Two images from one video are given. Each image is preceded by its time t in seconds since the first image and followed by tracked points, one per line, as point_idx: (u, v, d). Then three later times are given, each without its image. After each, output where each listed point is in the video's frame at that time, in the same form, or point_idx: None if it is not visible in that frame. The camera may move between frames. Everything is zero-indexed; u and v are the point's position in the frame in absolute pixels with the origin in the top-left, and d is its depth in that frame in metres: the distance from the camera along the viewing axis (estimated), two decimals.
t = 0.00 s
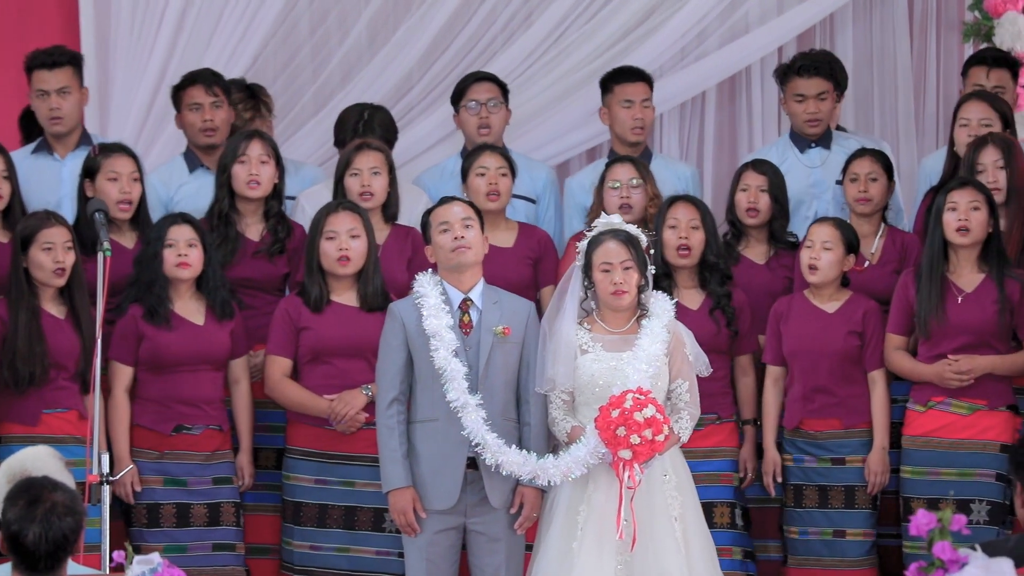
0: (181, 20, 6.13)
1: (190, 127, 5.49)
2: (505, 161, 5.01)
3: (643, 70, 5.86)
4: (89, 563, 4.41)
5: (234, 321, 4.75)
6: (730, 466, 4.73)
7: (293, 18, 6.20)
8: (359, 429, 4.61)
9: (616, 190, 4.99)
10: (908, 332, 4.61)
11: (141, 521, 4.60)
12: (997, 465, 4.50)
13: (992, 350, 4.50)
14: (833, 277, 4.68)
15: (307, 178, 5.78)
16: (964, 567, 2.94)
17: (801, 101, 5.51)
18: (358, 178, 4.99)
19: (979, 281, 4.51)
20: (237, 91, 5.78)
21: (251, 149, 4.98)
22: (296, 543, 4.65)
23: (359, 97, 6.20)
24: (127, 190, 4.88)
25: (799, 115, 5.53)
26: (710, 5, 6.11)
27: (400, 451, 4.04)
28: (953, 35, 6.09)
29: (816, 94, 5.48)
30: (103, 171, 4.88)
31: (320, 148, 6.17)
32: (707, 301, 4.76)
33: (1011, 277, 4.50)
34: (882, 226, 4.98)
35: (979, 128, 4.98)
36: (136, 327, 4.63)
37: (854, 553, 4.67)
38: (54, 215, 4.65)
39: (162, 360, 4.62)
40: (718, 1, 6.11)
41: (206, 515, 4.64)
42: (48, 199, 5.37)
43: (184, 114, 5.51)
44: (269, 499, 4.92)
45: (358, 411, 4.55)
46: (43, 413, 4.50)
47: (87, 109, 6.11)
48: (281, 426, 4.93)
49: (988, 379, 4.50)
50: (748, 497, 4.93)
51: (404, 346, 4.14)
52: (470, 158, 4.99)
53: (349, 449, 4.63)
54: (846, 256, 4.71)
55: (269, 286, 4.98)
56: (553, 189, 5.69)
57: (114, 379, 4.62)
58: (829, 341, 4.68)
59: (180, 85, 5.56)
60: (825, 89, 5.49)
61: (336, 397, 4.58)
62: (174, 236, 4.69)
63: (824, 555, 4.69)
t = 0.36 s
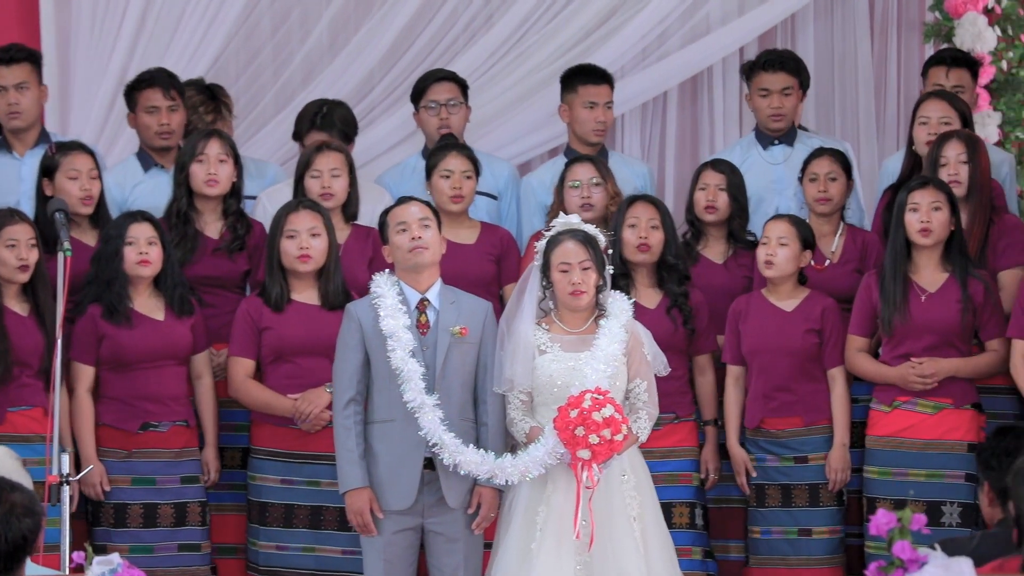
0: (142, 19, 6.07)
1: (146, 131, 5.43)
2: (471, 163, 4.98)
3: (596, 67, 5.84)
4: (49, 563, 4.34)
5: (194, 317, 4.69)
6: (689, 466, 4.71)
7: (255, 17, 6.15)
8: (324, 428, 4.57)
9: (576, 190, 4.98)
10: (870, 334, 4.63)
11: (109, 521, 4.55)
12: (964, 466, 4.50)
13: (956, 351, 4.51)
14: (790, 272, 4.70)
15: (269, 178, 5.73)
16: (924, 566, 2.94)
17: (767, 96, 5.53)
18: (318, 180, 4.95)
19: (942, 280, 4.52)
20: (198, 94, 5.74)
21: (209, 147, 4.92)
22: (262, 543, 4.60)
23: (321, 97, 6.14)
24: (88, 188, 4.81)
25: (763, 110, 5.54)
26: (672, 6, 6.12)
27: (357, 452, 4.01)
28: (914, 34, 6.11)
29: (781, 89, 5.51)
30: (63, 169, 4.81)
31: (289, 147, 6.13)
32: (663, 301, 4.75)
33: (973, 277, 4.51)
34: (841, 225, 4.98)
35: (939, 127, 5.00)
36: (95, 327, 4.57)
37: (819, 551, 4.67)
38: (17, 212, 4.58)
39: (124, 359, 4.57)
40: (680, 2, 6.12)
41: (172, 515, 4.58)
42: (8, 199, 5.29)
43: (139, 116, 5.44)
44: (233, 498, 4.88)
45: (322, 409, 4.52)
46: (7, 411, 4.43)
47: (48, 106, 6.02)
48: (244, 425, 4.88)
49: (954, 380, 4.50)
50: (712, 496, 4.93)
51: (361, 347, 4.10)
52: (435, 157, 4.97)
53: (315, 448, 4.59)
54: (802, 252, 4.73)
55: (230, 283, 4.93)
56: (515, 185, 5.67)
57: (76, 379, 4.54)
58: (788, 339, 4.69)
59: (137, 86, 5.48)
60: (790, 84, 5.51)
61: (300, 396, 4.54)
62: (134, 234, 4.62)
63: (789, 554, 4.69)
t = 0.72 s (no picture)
0: (120, 17, 6.04)
1: (133, 125, 5.42)
2: (451, 159, 4.97)
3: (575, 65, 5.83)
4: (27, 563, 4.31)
5: (176, 315, 4.66)
6: (669, 462, 4.72)
7: (233, 16, 6.12)
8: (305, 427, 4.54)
9: (557, 188, 4.97)
10: (849, 330, 4.63)
11: (87, 520, 4.54)
12: (950, 462, 4.51)
13: (935, 345, 4.52)
14: (768, 269, 4.70)
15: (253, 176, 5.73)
16: (903, 565, 2.94)
17: (748, 98, 5.53)
18: (299, 176, 4.93)
19: (920, 277, 4.53)
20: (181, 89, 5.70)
21: (185, 144, 4.90)
22: (245, 542, 4.58)
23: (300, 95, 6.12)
24: (68, 185, 4.78)
25: (744, 112, 5.55)
26: (649, 5, 6.12)
27: (333, 452, 4.00)
28: (890, 33, 6.13)
29: (762, 90, 5.51)
30: (42, 167, 4.78)
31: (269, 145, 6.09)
32: (642, 299, 4.75)
33: (952, 274, 4.53)
34: (825, 225, 4.99)
35: (919, 124, 5.01)
36: (74, 324, 4.57)
37: (799, 550, 4.68)
38: None
39: (103, 357, 4.54)
40: (656, 2, 6.12)
41: (150, 513, 4.55)
42: None
43: (127, 112, 5.43)
44: (218, 497, 4.84)
45: (303, 407, 4.48)
46: None
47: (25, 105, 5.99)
48: (228, 423, 4.85)
49: (932, 372, 4.51)
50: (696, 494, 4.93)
51: (337, 347, 4.09)
52: (415, 156, 4.95)
53: (297, 447, 4.56)
54: (781, 250, 4.73)
55: (210, 282, 4.90)
56: (496, 183, 5.68)
57: (58, 375, 4.57)
58: (768, 337, 4.69)
59: (127, 81, 5.48)
60: (771, 85, 5.52)
61: (281, 395, 4.51)
62: (118, 230, 4.60)
63: (768, 554, 4.68)
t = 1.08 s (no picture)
0: (113, 15, 6.03)
1: (145, 124, 5.44)
2: (440, 163, 4.95)
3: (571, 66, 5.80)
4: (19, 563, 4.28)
5: (172, 321, 4.66)
6: (665, 464, 4.71)
7: (224, 15, 6.11)
8: (293, 428, 4.53)
9: (551, 190, 4.97)
10: (837, 335, 4.63)
11: (78, 520, 4.51)
12: (937, 462, 4.50)
13: (927, 350, 4.52)
14: (763, 271, 4.71)
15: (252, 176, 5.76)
16: (895, 564, 2.94)
17: (746, 100, 5.52)
18: (292, 177, 4.92)
19: (910, 282, 4.54)
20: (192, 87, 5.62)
21: (180, 146, 4.88)
22: (232, 541, 4.57)
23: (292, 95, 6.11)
24: (57, 186, 4.76)
25: (743, 113, 5.53)
26: (642, 4, 6.11)
27: (326, 451, 3.99)
28: (883, 33, 6.15)
29: (760, 92, 5.50)
30: (31, 170, 4.75)
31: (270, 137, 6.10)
32: (640, 302, 4.74)
33: (942, 278, 4.54)
34: (825, 224, 4.99)
35: (909, 125, 5.00)
36: (74, 325, 4.54)
37: (789, 550, 4.66)
38: None
39: (99, 360, 4.53)
40: (649, 2, 6.11)
41: (141, 515, 4.54)
42: None
43: (140, 109, 5.45)
44: (203, 498, 4.84)
45: (292, 408, 4.48)
46: None
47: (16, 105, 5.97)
48: (215, 424, 4.84)
49: (925, 378, 4.51)
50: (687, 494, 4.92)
51: (330, 347, 4.09)
52: (406, 161, 4.95)
53: (285, 448, 4.55)
54: (775, 252, 4.74)
55: (204, 285, 4.89)
56: (490, 184, 5.66)
57: (51, 375, 4.52)
58: (764, 341, 4.69)
59: (143, 78, 5.50)
60: (768, 87, 5.50)
61: (269, 396, 4.51)
62: (114, 232, 4.59)
63: (761, 553, 4.67)
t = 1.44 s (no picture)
0: (115, 14, 6.04)
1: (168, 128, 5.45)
2: (456, 160, 4.97)
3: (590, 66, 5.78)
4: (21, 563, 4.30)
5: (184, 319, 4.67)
6: (677, 463, 4.72)
7: (226, 16, 6.13)
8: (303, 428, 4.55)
9: (564, 189, 4.97)
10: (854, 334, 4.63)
11: (90, 519, 4.53)
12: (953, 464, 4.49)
13: (943, 348, 4.51)
14: (771, 271, 4.70)
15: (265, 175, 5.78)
16: (897, 565, 2.95)
17: (759, 99, 5.50)
18: (302, 177, 4.93)
19: (927, 280, 4.53)
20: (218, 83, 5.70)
21: (192, 145, 4.90)
22: (242, 541, 4.58)
23: (293, 95, 6.12)
24: (66, 186, 4.77)
25: (755, 113, 5.52)
26: (644, 4, 6.11)
27: (331, 452, 3.99)
28: (884, 34, 6.14)
29: (773, 92, 5.48)
30: (42, 170, 4.77)
31: (272, 135, 6.12)
32: (653, 301, 4.75)
33: (958, 276, 4.53)
34: (835, 224, 4.99)
35: (922, 125, 4.99)
36: (87, 325, 4.54)
37: (805, 550, 4.66)
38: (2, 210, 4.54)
39: (112, 359, 4.55)
40: (651, 2, 6.12)
41: (154, 515, 4.56)
42: None
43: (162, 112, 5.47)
44: (212, 497, 4.84)
45: (303, 408, 4.49)
46: None
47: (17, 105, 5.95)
48: (226, 424, 4.85)
49: (943, 377, 4.50)
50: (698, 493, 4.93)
51: (335, 347, 4.09)
52: (422, 156, 4.95)
53: (294, 447, 4.56)
54: (784, 251, 4.73)
55: (215, 284, 4.90)
56: (503, 183, 5.67)
57: (64, 373, 4.52)
58: (775, 340, 4.68)
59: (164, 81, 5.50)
60: (782, 87, 5.48)
61: (279, 395, 4.52)
62: (123, 232, 4.58)
63: (775, 552, 4.67)
